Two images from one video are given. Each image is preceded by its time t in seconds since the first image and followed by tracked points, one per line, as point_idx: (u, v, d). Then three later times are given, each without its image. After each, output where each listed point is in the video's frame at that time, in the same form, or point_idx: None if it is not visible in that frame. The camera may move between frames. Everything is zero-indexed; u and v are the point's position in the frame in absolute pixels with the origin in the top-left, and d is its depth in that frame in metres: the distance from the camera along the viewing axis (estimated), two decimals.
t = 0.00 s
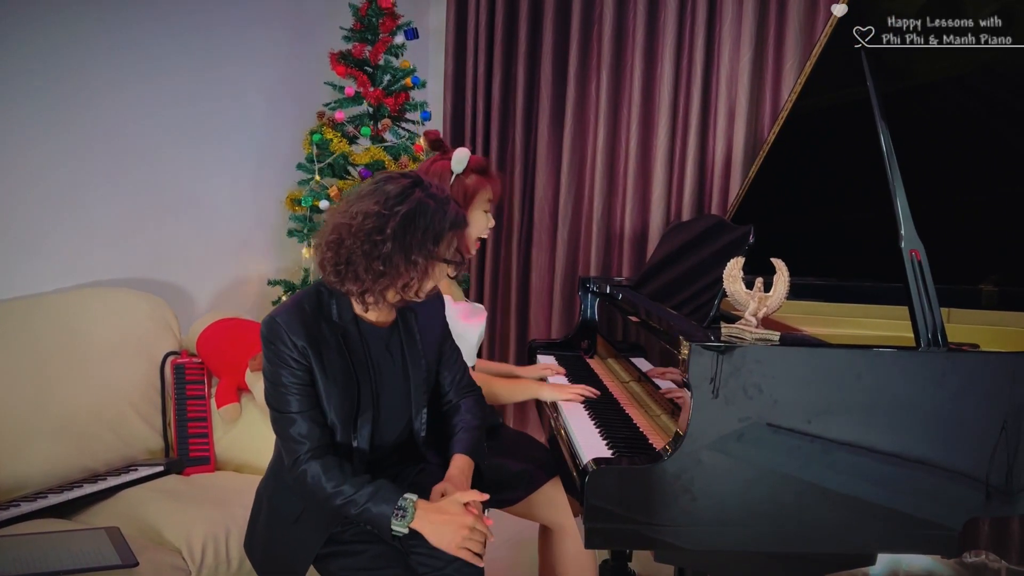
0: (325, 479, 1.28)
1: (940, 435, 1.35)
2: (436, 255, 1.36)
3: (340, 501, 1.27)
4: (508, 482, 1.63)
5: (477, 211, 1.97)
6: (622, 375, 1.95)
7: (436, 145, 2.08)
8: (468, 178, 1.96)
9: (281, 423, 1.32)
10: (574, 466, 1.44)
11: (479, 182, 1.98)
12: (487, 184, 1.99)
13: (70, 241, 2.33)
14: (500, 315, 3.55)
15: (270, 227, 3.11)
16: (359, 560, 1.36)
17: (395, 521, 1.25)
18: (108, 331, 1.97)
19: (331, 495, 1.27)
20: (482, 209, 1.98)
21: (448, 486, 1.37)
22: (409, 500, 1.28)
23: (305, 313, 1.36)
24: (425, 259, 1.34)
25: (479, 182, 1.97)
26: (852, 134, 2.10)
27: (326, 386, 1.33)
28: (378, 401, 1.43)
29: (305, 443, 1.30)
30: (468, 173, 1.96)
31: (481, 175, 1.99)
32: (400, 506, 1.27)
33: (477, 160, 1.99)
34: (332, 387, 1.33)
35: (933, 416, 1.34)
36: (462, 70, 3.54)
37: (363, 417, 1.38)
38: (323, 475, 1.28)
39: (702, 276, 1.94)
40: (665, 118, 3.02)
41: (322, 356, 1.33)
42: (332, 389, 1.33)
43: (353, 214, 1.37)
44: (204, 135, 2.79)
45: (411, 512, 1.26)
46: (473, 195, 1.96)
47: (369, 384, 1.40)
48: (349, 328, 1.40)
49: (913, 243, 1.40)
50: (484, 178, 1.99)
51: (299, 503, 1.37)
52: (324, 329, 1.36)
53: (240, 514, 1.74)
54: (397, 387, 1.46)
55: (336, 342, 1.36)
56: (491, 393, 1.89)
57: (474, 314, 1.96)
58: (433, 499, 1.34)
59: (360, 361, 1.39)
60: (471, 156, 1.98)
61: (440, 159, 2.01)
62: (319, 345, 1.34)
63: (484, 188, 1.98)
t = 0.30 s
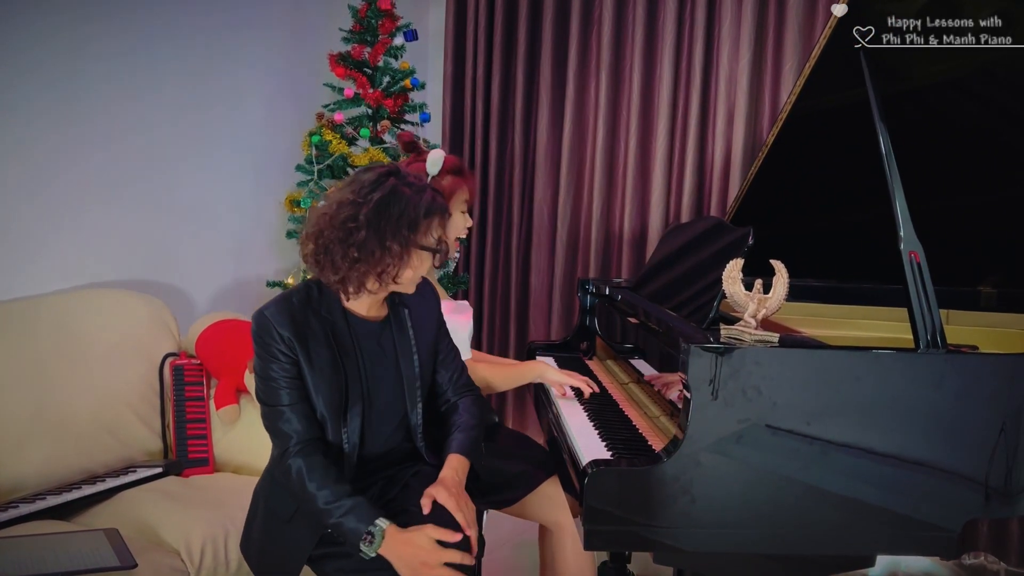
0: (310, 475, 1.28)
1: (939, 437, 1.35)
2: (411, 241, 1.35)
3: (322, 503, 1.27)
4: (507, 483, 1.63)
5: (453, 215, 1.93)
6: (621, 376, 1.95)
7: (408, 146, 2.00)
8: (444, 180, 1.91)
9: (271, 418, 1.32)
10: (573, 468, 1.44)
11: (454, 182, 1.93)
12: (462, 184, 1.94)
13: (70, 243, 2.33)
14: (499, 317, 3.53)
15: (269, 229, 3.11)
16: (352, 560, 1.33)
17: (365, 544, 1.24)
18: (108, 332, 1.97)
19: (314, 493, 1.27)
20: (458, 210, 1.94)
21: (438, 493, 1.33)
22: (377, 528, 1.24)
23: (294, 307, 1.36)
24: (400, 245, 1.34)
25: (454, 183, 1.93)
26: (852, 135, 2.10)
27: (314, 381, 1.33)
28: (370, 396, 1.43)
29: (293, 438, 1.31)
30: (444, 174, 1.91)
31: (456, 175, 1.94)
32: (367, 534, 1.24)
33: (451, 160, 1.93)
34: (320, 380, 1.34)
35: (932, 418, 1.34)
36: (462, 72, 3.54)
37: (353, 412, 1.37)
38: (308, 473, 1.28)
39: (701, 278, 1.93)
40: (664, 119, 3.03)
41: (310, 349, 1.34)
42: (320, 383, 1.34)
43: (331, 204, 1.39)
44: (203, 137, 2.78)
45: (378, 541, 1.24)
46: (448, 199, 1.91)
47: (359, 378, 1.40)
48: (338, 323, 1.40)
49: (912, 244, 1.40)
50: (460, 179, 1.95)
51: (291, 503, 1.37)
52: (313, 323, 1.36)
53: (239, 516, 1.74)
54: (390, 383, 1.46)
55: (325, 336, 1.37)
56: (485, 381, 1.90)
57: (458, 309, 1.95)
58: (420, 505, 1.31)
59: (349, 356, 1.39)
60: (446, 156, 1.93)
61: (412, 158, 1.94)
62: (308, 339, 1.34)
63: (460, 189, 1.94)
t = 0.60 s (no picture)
0: (271, 459, 1.28)
1: (938, 439, 1.35)
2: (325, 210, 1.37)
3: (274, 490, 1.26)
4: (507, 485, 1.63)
5: (463, 216, 1.94)
6: (620, 377, 1.95)
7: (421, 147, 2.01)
8: (455, 180, 1.92)
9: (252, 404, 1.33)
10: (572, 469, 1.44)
11: (465, 183, 1.95)
12: (473, 185, 1.95)
13: (69, 244, 2.33)
14: (498, 319, 3.54)
15: (268, 230, 3.11)
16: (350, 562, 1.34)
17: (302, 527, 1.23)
18: (107, 334, 1.97)
19: (271, 480, 1.27)
20: (467, 211, 1.95)
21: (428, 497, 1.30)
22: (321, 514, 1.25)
23: (294, 296, 1.37)
24: (314, 215, 1.38)
25: (465, 184, 1.94)
26: (851, 137, 2.10)
27: (304, 372, 1.34)
28: (365, 392, 1.41)
29: (272, 426, 1.32)
30: (454, 175, 1.93)
31: (467, 177, 1.95)
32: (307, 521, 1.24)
33: (462, 162, 1.95)
34: (309, 370, 1.35)
35: (931, 420, 1.34)
36: (461, 74, 3.55)
37: (342, 407, 1.36)
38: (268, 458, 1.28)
39: (701, 279, 1.94)
40: (663, 121, 3.03)
41: (303, 340, 1.35)
42: (310, 373, 1.34)
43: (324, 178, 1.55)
44: (202, 138, 2.79)
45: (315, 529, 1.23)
46: (459, 199, 1.92)
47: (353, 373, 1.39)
48: (337, 317, 1.39)
49: (910, 246, 1.40)
50: (471, 180, 1.96)
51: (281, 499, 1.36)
52: (310, 313, 1.37)
53: (238, 518, 1.73)
54: (387, 381, 1.43)
55: (320, 328, 1.37)
56: (492, 388, 1.86)
57: (468, 313, 1.91)
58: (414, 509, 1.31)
59: (345, 350, 1.38)
60: (458, 157, 1.95)
61: (424, 158, 1.95)
62: (302, 329, 1.35)
63: (471, 190, 1.95)
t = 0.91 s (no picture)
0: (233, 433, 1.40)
1: (939, 440, 1.35)
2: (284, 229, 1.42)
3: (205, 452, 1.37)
4: (508, 487, 1.63)
5: (493, 219, 1.92)
6: (620, 380, 1.95)
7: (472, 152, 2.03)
8: (487, 184, 1.91)
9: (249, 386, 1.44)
10: (573, 471, 1.44)
11: (500, 190, 1.92)
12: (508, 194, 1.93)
13: (70, 246, 2.33)
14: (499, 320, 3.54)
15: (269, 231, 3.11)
16: (353, 560, 1.35)
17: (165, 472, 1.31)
18: (108, 335, 1.97)
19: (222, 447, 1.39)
20: (498, 217, 1.92)
21: (431, 501, 1.27)
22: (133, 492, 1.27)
23: (293, 289, 1.45)
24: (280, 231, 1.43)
25: (499, 191, 1.92)
26: (850, 139, 2.11)
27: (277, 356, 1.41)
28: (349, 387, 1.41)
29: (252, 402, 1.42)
30: (489, 180, 1.91)
31: (504, 184, 1.93)
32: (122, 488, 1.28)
33: (503, 168, 1.94)
34: (287, 359, 1.40)
35: (931, 421, 1.35)
36: (461, 76, 3.55)
37: (305, 391, 1.38)
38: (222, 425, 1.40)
39: (702, 281, 1.94)
40: (663, 123, 3.04)
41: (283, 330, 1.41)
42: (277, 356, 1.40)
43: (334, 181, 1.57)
44: (203, 139, 2.79)
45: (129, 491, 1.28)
46: (491, 202, 1.90)
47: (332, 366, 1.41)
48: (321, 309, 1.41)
49: (911, 248, 1.40)
50: (506, 188, 1.93)
51: (275, 488, 1.41)
52: (298, 304, 1.42)
53: (238, 519, 1.73)
54: (379, 381, 1.42)
55: (300, 319, 1.41)
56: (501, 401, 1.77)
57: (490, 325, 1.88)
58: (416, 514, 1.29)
59: (317, 342, 1.39)
60: (498, 163, 1.93)
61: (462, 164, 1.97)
62: (284, 319, 1.42)
63: (503, 197, 1.92)
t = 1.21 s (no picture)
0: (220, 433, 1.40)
1: (939, 443, 1.35)
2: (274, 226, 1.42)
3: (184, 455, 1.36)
4: (507, 489, 1.63)
5: (484, 218, 1.93)
6: (621, 382, 1.95)
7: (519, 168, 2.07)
8: (488, 187, 1.96)
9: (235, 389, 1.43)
10: (573, 473, 1.45)
11: (498, 192, 1.94)
12: (506, 195, 1.93)
13: (71, 248, 2.34)
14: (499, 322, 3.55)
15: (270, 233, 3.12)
16: (349, 562, 1.34)
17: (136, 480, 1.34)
18: (108, 337, 1.97)
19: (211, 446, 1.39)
20: (491, 216, 1.93)
21: (425, 501, 1.28)
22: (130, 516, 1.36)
23: (285, 292, 1.45)
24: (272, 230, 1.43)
25: (496, 192, 1.94)
26: (850, 141, 2.11)
27: (272, 362, 1.41)
28: (344, 388, 1.42)
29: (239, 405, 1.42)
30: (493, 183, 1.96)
31: (504, 186, 1.94)
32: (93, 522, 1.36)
33: (512, 175, 1.96)
34: (282, 361, 1.40)
35: (931, 423, 1.35)
36: (462, 78, 3.56)
37: (301, 394, 1.38)
38: (204, 427, 1.39)
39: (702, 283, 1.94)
40: (664, 125, 3.04)
41: (275, 332, 1.41)
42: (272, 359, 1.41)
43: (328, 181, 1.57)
44: (204, 142, 2.80)
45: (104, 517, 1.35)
46: (481, 202, 1.94)
47: (325, 367, 1.41)
48: (314, 312, 1.41)
49: (911, 251, 1.40)
50: (501, 191, 1.94)
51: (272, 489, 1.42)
52: (291, 307, 1.42)
53: (239, 520, 1.73)
54: (373, 381, 1.43)
55: (293, 321, 1.41)
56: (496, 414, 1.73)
57: (495, 327, 1.82)
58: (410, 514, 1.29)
59: (311, 344, 1.40)
60: (506, 170, 1.97)
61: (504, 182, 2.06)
62: (275, 322, 1.42)
63: (494, 198, 1.93)
